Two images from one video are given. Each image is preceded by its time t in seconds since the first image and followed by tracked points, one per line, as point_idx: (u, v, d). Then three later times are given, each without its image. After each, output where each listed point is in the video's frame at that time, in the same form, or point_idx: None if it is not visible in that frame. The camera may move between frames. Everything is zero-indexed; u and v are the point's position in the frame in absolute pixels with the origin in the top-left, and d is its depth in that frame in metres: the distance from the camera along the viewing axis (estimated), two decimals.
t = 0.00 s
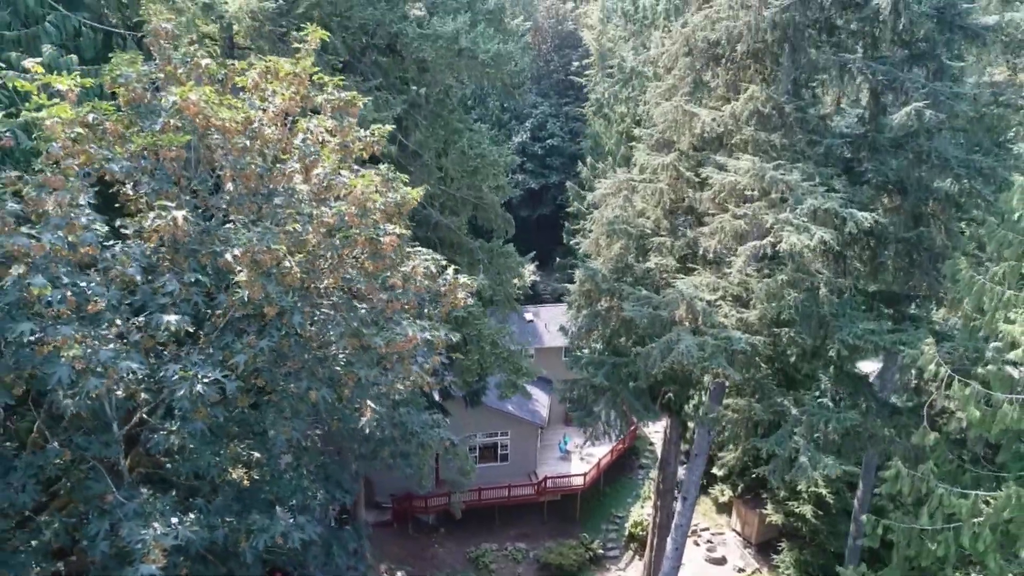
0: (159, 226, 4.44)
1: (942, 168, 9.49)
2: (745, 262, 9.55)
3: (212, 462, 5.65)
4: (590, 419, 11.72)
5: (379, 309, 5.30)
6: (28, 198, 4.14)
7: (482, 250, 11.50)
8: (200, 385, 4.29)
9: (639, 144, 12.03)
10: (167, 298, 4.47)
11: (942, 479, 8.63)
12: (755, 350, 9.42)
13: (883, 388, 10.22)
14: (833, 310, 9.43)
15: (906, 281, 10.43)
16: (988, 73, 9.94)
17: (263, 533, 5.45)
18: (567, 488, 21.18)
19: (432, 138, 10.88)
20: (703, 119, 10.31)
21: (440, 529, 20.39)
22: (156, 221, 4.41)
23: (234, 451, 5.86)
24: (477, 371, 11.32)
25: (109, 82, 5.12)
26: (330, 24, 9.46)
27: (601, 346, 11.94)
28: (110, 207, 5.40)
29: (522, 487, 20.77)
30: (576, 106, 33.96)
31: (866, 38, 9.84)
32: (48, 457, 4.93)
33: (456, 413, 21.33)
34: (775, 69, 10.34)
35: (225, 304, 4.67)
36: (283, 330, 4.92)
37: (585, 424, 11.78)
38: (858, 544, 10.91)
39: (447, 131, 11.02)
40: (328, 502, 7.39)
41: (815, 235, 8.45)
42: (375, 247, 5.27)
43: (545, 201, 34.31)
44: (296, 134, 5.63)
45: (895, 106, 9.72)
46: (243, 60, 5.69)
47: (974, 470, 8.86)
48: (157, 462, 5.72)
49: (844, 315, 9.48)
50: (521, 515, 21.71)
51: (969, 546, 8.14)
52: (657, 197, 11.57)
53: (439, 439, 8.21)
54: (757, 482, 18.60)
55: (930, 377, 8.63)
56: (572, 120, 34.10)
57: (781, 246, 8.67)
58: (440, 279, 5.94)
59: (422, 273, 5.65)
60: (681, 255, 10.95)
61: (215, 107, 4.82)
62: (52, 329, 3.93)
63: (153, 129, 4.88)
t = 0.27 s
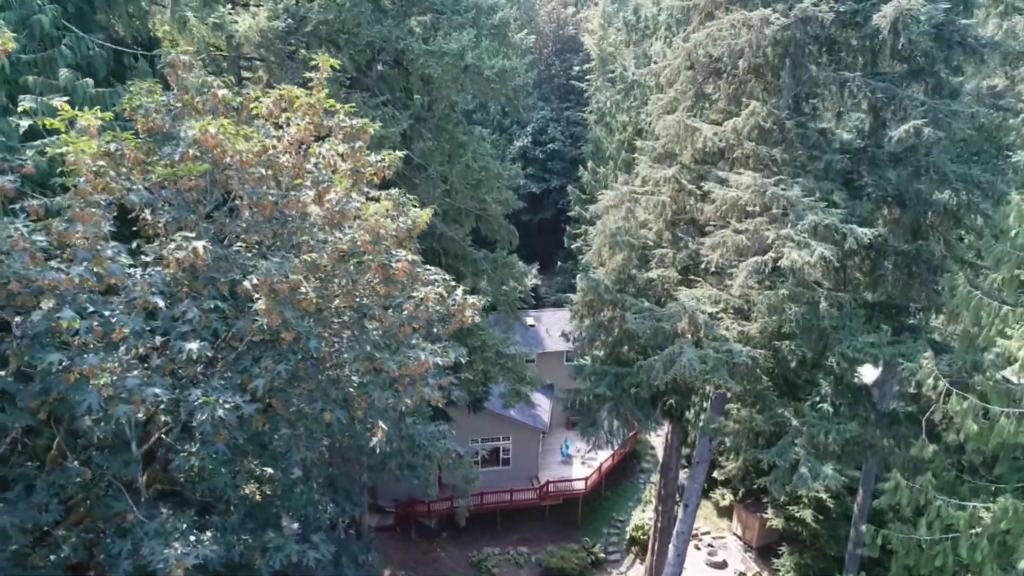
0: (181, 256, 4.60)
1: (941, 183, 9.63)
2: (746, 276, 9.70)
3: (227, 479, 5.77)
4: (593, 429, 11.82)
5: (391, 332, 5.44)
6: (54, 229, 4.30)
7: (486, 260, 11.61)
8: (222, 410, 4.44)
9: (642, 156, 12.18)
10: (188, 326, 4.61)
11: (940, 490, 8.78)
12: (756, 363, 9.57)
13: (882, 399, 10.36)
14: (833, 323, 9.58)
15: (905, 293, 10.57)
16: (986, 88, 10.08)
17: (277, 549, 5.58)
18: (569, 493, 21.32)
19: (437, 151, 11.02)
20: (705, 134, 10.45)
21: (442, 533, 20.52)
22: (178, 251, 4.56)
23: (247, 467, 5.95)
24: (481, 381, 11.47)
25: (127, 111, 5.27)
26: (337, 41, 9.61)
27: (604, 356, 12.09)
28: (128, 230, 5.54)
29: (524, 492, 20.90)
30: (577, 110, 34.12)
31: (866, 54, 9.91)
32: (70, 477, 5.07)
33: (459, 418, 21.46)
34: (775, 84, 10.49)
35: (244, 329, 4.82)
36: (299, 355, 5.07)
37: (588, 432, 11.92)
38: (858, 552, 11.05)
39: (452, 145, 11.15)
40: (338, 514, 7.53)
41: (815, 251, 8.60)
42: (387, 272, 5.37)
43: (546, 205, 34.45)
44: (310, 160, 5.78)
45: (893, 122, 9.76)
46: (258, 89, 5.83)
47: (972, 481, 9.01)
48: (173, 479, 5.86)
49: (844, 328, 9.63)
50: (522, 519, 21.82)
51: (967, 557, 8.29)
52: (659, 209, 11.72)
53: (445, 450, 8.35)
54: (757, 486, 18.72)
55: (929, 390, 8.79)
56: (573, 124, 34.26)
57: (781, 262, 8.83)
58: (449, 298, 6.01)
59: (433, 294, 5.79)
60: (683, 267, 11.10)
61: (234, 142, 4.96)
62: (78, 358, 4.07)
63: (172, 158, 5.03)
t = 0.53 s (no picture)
0: (200, 283, 4.73)
1: (939, 196, 9.78)
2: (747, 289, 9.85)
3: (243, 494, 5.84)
4: (595, 437, 11.97)
5: (402, 354, 5.58)
6: (81, 258, 4.49)
7: (490, 271, 11.73)
8: (241, 431, 4.59)
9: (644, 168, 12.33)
10: (207, 350, 4.77)
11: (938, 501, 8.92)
12: (757, 375, 9.71)
13: (881, 409, 10.50)
14: (833, 336, 9.73)
15: (904, 304, 10.72)
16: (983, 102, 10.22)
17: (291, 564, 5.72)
18: (570, 497, 21.45)
19: (442, 164, 11.15)
20: (706, 149, 10.59)
21: (444, 537, 20.62)
22: (198, 279, 4.71)
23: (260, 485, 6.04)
24: (485, 390, 11.61)
25: (145, 139, 5.41)
26: (344, 57, 9.74)
27: (606, 365, 12.24)
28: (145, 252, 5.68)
29: (526, 496, 21.03)
30: (578, 114, 34.26)
31: (865, 70, 10.06)
32: (90, 494, 5.22)
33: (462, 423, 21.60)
34: (776, 99, 10.63)
35: (259, 353, 4.99)
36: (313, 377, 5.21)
37: (590, 441, 12.07)
38: (857, 559, 11.18)
39: (456, 158, 11.26)
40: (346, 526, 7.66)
41: (815, 266, 8.75)
42: (399, 295, 5.55)
43: (547, 209, 34.58)
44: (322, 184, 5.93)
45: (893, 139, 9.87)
46: (271, 116, 5.98)
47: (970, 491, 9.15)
48: (188, 495, 6.00)
49: (843, 341, 9.78)
50: (524, 523, 21.92)
51: (965, 567, 8.43)
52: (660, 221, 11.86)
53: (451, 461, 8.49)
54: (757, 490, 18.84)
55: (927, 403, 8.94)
56: (573, 128, 34.40)
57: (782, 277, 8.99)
58: (458, 317, 6.09)
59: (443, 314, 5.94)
60: (684, 278, 11.24)
61: (250, 173, 5.11)
62: (103, 385, 4.22)
63: (190, 185, 5.16)
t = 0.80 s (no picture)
0: (220, 308, 4.86)
1: (937, 210, 9.93)
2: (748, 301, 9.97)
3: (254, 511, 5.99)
4: (598, 445, 12.12)
5: (413, 373, 5.72)
6: (103, 286, 4.58)
7: (494, 281, 11.86)
8: (257, 452, 4.69)
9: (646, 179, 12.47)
10: (225, 373, 4.87)
11: (937, 511, 9.05)
12: (759, 386, 9.86)
13: (880, 418, 10.64)
14: (833, 347, 9.87)
15: (902, 316, 10.86)
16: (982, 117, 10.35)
17: None
18: (572, 500, 21.59)
19: (447, 177, 11.28)
20: (708, 163, 10.74)
21: (447, 541, 20.74)
22: (216, 304, 4.83)
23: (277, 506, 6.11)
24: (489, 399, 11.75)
25: (162, 165, 5.55)
26: (351, 71, 9.86)
27: (608, 374, 12.39)
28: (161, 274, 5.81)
29: (528, 500, 21.16)
30: (579, 119, 34.39)
31: (865, 86, 10.19)
32: (110, 512, 5.36)
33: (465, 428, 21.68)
34: (777, 113, 10.76)
35: (276, 375, 5.07)
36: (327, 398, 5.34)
37: (593, 448, 12.21)
38: (857, 566, 11.31)
39: (460, 170, 11.38)
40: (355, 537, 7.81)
41: (816, 281, 8.90)
42: (410, 316, 5.76)
43: (548, 212, 34.70)
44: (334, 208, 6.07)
45: (892, 153, 9.99)
46: (284, 141, 6.12)
47: (967, 502, 9.32)
48: (202, 511, 6.14)
49: (843, 353, 9.92)
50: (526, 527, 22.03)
51: None
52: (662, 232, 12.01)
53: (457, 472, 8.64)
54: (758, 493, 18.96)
55: (926, 415, 9.08)
56: (574, 132, 34.55)
57: (783, 291, 9.14)
58: (466, 336, 6.21)
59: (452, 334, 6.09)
60: (686, 289, 11.40)
61: (267, 202, 5.26)
62: (129, 410, 4.32)
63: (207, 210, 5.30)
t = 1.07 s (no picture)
0: (235, 329, 4.98)
1: (936, 221, 10.06)
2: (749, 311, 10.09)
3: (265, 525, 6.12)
4: (600, 452, 12.24)
5: (422, 390, 5.83)
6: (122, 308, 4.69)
7: (498, 289, 11.96)
8: (270, 469, 4.79)
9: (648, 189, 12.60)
10: (240, 392, 4.97)
11: (936, 520, 9.17)
12: (759, 396, 9.98)
13: (880, 427, 10.76)
14: (833, 358, 9.99)
15: (902, 325, 10.98)
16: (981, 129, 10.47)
17: None
18: (573, 504, 21.71)
19: (452, 187, 11.39)
20: (709, 174, 10.86)
21: (449, 544, 20.83)
22: (231, 325, 4.95)
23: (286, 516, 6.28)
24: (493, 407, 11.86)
25: (177, 187, 5.68)
26: (357, 84, 9.99)
27: (609, 382, 12.51)
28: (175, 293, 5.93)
29: (530, 503, 21.27)
30: (580, 122, 34.51)
31: (865, 100, 10.31)
32: (126, 526, 5.47)
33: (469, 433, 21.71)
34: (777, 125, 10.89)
35: (288, 392, 5.17)
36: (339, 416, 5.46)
37: (595, 455, 12.34)
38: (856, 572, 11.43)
39: (465, 180, 11.50)
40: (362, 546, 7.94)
41: (816, 293, 9.03)
42: (418, 334, 5.87)
43: (549, 215, 34.81)
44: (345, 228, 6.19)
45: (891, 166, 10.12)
46: (295, 161, 6.25)
47: (965, 510, 9.45)
48: (214, 524, 6.26)
49: (843, 362, 10.05)
50: (527, 530, 22.14)
51: None
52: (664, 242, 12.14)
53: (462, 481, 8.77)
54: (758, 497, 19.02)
55: (924, 425, 9.20)
56: (576, 136, 34.67)
57: (783, 303, 9.27)
58: (473, 352, 6.33)
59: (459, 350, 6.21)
60: (688, 298, 11.52)
61: (281, 224, 5.40)
62: (149, 430, 4.43)
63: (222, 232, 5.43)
